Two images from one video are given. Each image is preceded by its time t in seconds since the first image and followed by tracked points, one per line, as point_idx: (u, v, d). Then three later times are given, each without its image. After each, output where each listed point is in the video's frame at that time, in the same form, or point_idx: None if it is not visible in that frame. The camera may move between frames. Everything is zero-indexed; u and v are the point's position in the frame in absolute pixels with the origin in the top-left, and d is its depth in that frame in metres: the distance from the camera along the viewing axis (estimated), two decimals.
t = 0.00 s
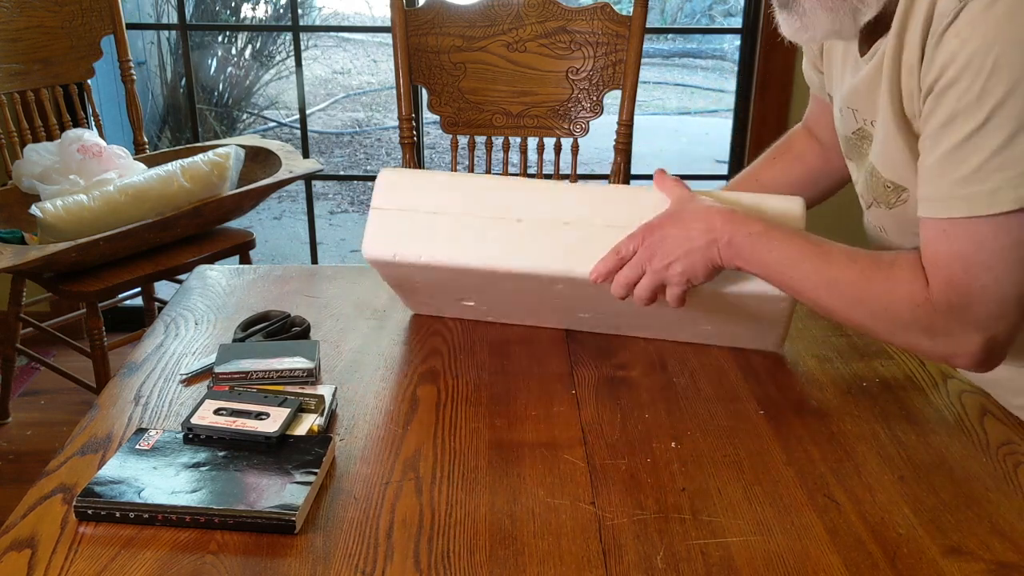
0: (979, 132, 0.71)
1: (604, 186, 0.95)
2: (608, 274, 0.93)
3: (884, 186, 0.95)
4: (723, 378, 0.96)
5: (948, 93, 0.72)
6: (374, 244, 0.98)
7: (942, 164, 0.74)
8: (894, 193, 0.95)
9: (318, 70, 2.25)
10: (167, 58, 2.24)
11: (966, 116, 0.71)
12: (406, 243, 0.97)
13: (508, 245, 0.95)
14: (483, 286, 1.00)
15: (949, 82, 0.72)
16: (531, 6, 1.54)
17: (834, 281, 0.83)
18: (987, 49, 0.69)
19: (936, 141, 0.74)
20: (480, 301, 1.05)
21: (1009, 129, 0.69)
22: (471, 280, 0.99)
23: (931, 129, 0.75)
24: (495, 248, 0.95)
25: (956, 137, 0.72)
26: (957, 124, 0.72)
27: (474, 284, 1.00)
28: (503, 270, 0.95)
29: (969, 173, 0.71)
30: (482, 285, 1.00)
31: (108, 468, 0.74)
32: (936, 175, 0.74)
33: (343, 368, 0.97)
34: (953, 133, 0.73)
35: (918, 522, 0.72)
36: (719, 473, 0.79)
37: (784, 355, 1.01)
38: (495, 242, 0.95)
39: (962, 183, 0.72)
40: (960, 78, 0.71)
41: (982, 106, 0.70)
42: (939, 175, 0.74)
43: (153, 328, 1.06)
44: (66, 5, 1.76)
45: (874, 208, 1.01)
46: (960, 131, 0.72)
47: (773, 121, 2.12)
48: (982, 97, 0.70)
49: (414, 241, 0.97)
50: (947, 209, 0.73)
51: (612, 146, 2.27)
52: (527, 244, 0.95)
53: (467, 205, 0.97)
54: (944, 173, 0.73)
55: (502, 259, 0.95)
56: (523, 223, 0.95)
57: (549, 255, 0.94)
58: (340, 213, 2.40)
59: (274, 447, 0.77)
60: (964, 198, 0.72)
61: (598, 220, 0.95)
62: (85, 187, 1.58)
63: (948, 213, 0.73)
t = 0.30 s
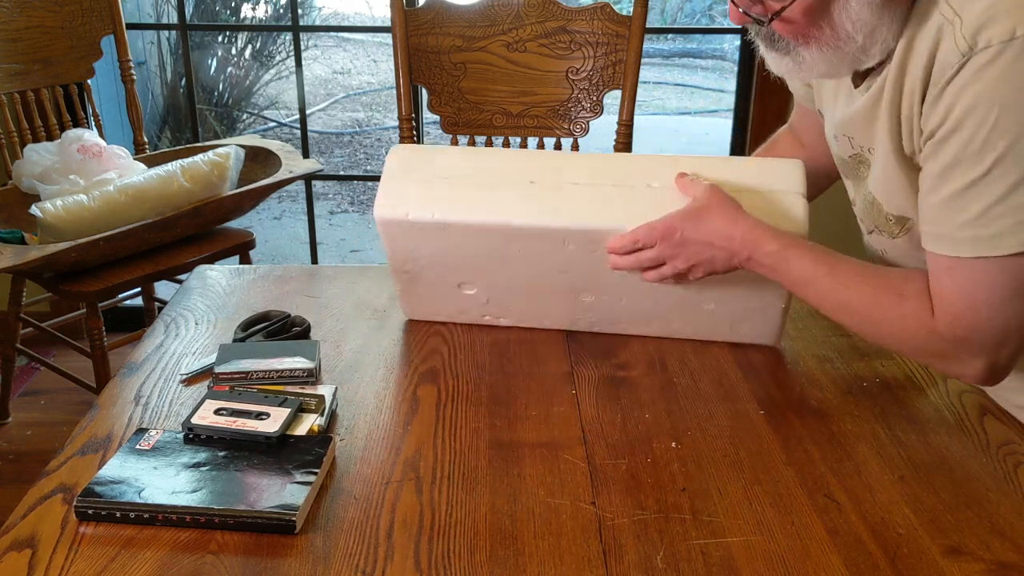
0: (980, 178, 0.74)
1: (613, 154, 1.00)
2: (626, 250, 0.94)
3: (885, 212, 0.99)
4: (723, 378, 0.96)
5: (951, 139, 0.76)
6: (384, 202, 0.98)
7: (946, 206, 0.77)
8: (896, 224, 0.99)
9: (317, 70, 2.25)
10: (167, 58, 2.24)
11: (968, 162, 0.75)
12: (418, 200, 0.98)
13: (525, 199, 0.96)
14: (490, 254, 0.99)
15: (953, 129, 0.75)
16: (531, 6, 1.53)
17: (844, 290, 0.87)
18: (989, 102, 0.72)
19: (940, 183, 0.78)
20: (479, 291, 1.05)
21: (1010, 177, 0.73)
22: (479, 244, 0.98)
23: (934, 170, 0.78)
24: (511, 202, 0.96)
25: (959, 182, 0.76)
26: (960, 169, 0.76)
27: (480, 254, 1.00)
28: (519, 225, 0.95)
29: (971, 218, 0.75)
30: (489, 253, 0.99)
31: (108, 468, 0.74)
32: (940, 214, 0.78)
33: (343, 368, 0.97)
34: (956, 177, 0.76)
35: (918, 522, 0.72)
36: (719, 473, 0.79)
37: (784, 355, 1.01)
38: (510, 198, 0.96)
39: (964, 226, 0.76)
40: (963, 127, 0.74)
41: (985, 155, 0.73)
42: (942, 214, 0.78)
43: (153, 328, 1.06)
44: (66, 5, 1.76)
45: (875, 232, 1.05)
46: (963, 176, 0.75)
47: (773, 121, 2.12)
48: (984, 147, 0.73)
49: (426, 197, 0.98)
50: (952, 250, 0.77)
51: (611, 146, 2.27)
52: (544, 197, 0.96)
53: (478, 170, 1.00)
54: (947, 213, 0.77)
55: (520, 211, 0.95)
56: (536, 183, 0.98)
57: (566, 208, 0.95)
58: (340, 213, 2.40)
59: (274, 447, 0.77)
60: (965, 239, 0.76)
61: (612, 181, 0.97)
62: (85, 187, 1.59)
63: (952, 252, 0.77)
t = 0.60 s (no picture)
0: (961, 191, 0.75)
1: (620, 128, 1.08)
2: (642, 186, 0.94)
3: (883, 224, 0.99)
4: (723, 378, 0.96)
5: (940, 149, 0.76)
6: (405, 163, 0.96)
7: (922, 208, 0.78)
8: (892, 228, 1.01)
9: (317, 70, 2.25)
10: (167, 58, 2.24)
11: (954, 173, 0.75)
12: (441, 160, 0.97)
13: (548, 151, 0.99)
14: (509, 212, 0.98)
15: (944, 139, 0.75)
16: (531, 6, 1.54)
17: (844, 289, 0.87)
18: (985, 120, 0.72)
19: (920, 189, 0.78)
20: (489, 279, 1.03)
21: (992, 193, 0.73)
22: (501, 199, 0.97)
23: (921, 171, 0.78)
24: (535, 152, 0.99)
25: (940, 190, 0.76)
26: (943, 178, 0.76)
27: (498, 214, 0.98)
28: (546, 171, 0.95)
29: (946, 226, 0.75)
30: (511, 208, 0.97)
31: (108, 468, 0.74)
32: (915, 217, 0.79)
33: (343, 368, 0.97)
34: (937, 185, 0.76)
35: (918, 522, 0.72)
36: (719, 473, 0.79)
37: (784, 354, 1.01)
38: (533, 151, 0.99)
39: (939, 232, 0.76)
40: (954, 139, 0.74)
41: (970, 169, 0.73)
42: (918, 217, 0.78)
43: (152, 328, 1.06)
44: (66, 5, 1.76)
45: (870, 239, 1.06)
46: (945, 186, 0.76)
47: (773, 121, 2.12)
48: (972, 161, 0.73)
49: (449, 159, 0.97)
50: (926, 250, 0.78)
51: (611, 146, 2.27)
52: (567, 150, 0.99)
53: (498, 140, 1.03)
54: (922, 215, 0.78)
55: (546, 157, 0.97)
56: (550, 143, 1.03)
57: (587, 153, 0.99)
58: (340, 213, 2.40)
59: (274, 448, 0.77)
60: (938, 245, 0.76)
61: (627, 141, 1.03)
62: (85, 187, 1.59)
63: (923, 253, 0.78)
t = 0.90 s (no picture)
0: (960, 188, 0.75)
1: (620, 124, 1.08)
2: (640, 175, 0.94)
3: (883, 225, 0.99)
4: (723, 378, 0.96)
5: (939, 147, 0.76)
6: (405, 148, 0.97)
7: (919, 205, 0.77)
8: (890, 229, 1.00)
9: (318, 70, 2.25)
10: (167, 58, 2.24)
11: (953, 171, 0.75)
12: (440, 143, 0.98)
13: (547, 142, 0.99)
14: (502, 200, 0.98)
15: (943, 137, 0.75)
16: (531, 6, 1.54)
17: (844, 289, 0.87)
18: (986, 119, 0.72)
19: (917, 186, 0.78)
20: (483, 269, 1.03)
21: (991, 191, 0.73)
22: (497, 187, 0.97)
23: (919, 168, 0.78)
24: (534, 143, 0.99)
25: (939, 187, 0.76)
26: (942, 176, 0.76)
27: (493, 204, 0.98)
28: (541, 160, 0.96)
29: (944, 223, 0.75)
30: (505, 199, 0.98)
31: (108, 468, 0.74)
32: (912, 214, 0.78)
33: (343, 368, 0.97)
34: (936, 182, 0.76)
35: (918, 522, 0.72)
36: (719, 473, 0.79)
37: (784, 354, 1.01)
38: (531, 143, 0.99)
39: (936, 228, 0.76)
40: (955, 138, 0.74)
41: (971, 167, 0.73)
42: (913, 214, 0.78)
43: (152, 328, 1.06)
44: (66, 5, 1.75)
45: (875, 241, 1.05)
46: (943, 184, 0.76)
47: (773, 121, 2.12)
48: (972, 159, 0.73)
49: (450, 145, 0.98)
50: (924, 247, 0.77)
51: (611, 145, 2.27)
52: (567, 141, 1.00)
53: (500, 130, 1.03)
54: (919, 212, 0.77)
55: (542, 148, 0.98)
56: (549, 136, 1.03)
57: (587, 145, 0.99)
58: (340, 213, 2.40)
59: (274, 448, 0.77)
60: (935, 241, 0.76)
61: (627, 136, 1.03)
62: (85, 187, 1.59)
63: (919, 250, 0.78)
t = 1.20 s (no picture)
0: (994, 179, 0.74)
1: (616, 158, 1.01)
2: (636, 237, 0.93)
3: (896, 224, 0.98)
4: (723, 378, 0.96)
5: (964, 141, 0.76)
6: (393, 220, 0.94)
7: (957, 205, 0.77)
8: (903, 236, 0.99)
9: (317, 70, 2.25)
10: (167, 58, 2.24)
11: (983, 162, 0.75)
12: (423, 211, 0.94)
13: (539, 199, 0.95)
14: (499, 262, 0.96)
15: (966, 129, 0.75)
16: (531, 6, 1.54)
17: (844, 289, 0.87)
18: (1007, 102, 0.72)
19: (951, 186, 0.78)
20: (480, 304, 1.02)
21: None
22: (488, 254, 0.95)
23: (948, 171, 0.78)
24: (523, 203, 0.95)
25: (973, 181, 0.76)
26: (974, 172, 0.76)
27: (489, 267, 0.97)
28: (539, 230, 0.93)
29: (982, 220, 0.75)
30: (501, 263, 0.96)
31: (108, 468, 0.74)
32: (950, 215, 0.78)
33: (343, 368, 0.97)
34: (969, 177, 0.76)
35: (918, 522, 0.72)
36: (720, 473, 0.79)
37: (784, 355, 1.01)
38: (529, 204, 0.95)
39: (978, 226, 0.75)
40: (977, 132, 0.74)
41: (1000, 154, 0.73)
42: (951, 214, 0.78)
43: (152, 328, 1.06)
44: (66, 5, 1.76)
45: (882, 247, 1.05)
46: (977, 178, 0.75)
47: (774, 120, 2.12)
48: (1000, 147, 0.73)
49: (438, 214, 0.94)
50: (967, 249, 0.77)
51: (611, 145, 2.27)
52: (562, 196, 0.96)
53: (488, 176, 0.98)
54: (957, 212, 0.77)
55: (534, 214, 0.94)
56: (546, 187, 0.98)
57: (582, 205, 0.95)
58: (340, 213, 2.40)
59: (274, 448, 0.77)
60: (975, 241, 0.76)
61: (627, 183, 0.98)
62: (86, 187, 1.59)
63: (963, 252, 0.77)
